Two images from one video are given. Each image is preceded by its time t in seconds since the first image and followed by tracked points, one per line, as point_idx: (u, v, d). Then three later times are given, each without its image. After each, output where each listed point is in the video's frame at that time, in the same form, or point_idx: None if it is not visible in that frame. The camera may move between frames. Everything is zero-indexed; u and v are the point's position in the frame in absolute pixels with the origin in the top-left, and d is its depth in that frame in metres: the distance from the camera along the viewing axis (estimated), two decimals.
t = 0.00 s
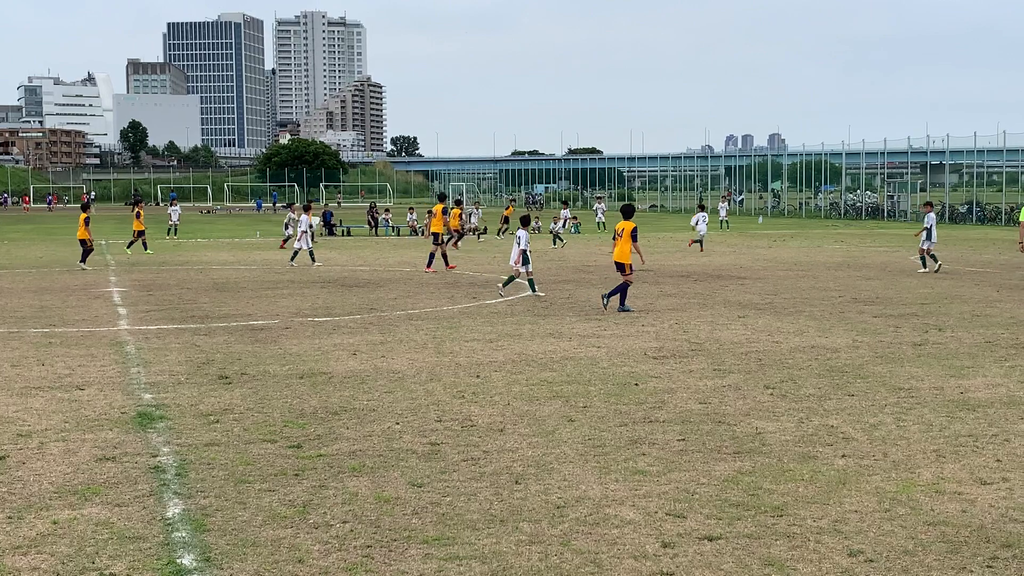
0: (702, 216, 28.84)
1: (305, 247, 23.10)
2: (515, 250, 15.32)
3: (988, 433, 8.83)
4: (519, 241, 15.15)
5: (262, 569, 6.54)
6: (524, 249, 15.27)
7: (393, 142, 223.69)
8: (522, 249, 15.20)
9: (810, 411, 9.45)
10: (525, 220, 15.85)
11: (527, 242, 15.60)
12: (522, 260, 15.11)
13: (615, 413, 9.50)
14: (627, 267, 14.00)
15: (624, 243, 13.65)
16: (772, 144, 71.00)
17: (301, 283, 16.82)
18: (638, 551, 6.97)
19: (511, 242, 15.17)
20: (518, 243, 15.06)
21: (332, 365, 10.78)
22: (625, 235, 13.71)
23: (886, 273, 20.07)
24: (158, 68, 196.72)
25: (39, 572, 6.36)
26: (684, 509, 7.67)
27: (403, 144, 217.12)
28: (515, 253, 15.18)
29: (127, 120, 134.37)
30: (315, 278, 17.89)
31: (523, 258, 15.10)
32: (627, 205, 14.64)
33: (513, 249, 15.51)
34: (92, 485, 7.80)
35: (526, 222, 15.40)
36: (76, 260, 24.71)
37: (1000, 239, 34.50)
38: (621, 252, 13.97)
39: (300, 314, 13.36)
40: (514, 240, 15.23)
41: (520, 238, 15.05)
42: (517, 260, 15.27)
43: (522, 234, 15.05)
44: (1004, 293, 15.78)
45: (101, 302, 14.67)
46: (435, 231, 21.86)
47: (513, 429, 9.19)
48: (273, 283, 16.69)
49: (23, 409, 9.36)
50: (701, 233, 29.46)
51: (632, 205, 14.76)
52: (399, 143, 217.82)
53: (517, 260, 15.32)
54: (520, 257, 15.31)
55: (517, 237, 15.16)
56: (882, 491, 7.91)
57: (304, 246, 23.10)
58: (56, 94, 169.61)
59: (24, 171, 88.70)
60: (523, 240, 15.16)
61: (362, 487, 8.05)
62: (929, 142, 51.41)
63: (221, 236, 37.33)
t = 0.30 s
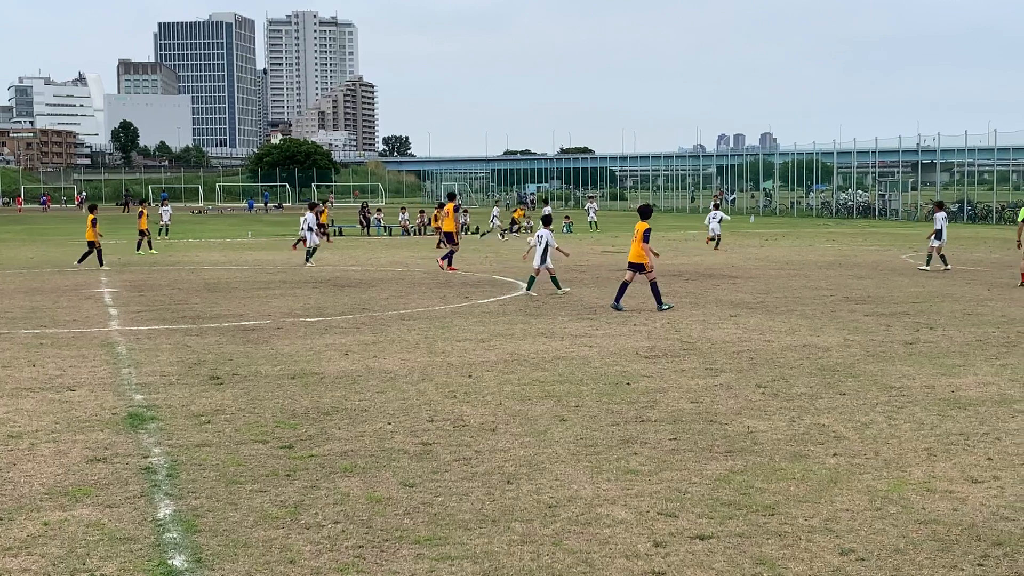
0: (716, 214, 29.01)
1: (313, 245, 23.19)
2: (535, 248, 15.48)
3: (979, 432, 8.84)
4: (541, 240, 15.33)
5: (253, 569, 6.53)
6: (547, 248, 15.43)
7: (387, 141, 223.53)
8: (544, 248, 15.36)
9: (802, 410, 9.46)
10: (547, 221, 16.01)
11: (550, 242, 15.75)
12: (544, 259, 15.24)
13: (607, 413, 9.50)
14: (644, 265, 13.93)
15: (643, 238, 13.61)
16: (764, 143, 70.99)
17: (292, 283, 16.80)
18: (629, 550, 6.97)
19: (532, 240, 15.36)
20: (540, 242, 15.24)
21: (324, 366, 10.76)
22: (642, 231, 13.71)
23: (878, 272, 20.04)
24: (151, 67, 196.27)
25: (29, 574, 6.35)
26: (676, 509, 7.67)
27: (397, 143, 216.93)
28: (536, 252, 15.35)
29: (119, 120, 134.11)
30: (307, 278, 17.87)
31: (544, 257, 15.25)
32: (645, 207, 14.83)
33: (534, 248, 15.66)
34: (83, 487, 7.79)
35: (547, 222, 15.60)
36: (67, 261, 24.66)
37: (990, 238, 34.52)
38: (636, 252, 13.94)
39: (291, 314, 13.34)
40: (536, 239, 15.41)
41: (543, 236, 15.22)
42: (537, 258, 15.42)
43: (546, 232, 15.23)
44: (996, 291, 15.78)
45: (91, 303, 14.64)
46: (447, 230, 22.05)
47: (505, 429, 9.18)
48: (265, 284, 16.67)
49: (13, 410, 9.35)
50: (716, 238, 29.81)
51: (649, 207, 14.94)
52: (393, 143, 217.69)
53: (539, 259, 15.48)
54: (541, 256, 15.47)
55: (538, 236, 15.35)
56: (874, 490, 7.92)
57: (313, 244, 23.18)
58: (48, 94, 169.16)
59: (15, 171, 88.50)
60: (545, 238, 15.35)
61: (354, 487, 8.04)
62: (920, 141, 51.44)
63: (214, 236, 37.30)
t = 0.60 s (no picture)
0: (718, 209, 30.19)
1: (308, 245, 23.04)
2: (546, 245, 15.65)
3: (958, 427, 8.89)
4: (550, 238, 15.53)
5: (232, 569, 6.51)
6: (557, 247, 15.63)
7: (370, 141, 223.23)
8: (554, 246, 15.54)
9: (781, 407, 9.48)
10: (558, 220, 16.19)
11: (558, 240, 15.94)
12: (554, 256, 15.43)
13: (588, 411, 9.50)
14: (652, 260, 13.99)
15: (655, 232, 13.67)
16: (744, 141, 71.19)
17: (272, 283, 16.75)
18: (610, 548, 6.98)
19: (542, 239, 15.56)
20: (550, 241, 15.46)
21: (304, 365, 10.73)
22: (654, 223, 13.75)
23: (856, 269, 20.16)
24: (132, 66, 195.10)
25: None
26: (657, 506, 7.68)
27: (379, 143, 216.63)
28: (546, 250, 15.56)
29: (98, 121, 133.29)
30: (286, 277, 17.83)
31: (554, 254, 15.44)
32: (657, 202, 14.96)
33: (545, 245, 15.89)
34: (61, 488, 7.73)
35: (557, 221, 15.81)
36: (44, 261, 24.51)
37: (967, 235, 34.77)
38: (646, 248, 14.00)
39: (271, 313, 13.30)
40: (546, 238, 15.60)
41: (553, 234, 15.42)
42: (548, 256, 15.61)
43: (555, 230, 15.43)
44: (973, 287, 15.88)
45: (69, 303, 14.56)
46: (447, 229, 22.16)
47: (485, 428, 9.17)
48: (244, 283, 16.61)
49: None
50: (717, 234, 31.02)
51: (662, 203, 15.06)
52: (375, 142, 217.37)
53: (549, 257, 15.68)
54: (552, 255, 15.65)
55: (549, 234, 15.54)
56: (853, 485, 7.95)
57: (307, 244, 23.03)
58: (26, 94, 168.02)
59: None
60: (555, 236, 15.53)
61: (334, 487, 8.01)
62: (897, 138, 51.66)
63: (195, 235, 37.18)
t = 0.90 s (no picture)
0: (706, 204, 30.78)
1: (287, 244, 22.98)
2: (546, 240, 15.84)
3: (920, 421, 8.97)
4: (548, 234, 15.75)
5: (196, 571, 6.46)
6: (553, 243, 15.80)
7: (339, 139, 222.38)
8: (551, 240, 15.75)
9: (746, 402, 9.53)
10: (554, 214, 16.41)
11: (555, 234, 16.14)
12: (551, 252, 15.61)
13: (554, 408, 9.50)
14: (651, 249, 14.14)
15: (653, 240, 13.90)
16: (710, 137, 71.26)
17: (236, 281, 16.63)
18: (577, 544, 6.98)
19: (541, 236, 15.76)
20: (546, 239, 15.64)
21: (268, 364, 10.66)
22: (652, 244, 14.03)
23: (820, 264, 20.32)
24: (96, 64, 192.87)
25: None
26: (623, 502, 7.70)
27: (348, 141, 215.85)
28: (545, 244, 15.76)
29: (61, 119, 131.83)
30: (252, 276, 17.72)
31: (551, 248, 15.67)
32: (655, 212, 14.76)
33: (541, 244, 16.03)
34: (23, 491, 7.64)
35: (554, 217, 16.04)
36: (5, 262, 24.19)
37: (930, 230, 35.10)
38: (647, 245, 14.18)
39: (236, 312, 13.21)
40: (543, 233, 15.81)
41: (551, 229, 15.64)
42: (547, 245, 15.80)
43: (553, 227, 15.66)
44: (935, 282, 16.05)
45: (30, 303, 14.38)
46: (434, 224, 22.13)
47: (452, 425, 9.15)
48: (208, 282, 16.49)
49: None
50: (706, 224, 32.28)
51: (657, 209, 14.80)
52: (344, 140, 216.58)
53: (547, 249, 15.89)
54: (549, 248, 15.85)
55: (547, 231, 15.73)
56: (817, 479, 8.00)
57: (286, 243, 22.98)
58: None
59: None
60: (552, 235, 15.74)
61: (299, 486, 7.98)
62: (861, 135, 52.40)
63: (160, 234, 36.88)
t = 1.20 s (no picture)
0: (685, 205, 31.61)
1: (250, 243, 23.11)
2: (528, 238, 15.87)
3: (867, 413, 9.06)
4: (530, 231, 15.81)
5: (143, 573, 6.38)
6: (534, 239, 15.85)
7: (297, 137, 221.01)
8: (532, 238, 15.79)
9: (696, 396, 9.58)
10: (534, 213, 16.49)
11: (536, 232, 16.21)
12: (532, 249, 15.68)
13: (505, 405, 9.49)
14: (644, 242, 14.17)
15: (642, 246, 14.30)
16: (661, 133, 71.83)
17: (185, 280, 16.45)
18: (528, 541, 6.98)
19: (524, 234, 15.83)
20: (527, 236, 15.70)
21: (217, 364, 10.57)
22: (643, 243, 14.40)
23: (768, 258, 20.50)
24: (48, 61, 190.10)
25: None
26: (574, 498, 7.71)
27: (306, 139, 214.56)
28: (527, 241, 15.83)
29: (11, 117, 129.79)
30: (201, 274, 17.54)
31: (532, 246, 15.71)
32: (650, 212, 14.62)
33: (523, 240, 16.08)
34: None
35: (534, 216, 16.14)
36: None
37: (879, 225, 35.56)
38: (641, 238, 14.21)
39: (184, 312, 13.07)
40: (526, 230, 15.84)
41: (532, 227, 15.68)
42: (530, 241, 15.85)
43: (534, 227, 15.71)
44: (881, 276, 16.24)
45: None
46: (406, 223, 22.02)
47: (403, 423, 9.12)
48: (156, 281, 16.30)
49: None
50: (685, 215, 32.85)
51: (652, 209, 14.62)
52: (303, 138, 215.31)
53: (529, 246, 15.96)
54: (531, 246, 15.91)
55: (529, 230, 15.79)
56: (766, 473, 8.06)
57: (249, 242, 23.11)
58: None
59: None
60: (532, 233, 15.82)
61: (248, 487, 7.91)
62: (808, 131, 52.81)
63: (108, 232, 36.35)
